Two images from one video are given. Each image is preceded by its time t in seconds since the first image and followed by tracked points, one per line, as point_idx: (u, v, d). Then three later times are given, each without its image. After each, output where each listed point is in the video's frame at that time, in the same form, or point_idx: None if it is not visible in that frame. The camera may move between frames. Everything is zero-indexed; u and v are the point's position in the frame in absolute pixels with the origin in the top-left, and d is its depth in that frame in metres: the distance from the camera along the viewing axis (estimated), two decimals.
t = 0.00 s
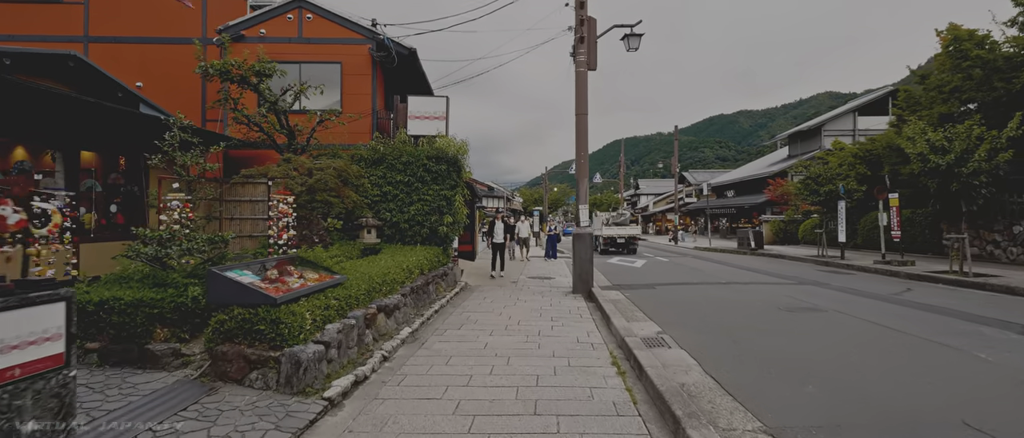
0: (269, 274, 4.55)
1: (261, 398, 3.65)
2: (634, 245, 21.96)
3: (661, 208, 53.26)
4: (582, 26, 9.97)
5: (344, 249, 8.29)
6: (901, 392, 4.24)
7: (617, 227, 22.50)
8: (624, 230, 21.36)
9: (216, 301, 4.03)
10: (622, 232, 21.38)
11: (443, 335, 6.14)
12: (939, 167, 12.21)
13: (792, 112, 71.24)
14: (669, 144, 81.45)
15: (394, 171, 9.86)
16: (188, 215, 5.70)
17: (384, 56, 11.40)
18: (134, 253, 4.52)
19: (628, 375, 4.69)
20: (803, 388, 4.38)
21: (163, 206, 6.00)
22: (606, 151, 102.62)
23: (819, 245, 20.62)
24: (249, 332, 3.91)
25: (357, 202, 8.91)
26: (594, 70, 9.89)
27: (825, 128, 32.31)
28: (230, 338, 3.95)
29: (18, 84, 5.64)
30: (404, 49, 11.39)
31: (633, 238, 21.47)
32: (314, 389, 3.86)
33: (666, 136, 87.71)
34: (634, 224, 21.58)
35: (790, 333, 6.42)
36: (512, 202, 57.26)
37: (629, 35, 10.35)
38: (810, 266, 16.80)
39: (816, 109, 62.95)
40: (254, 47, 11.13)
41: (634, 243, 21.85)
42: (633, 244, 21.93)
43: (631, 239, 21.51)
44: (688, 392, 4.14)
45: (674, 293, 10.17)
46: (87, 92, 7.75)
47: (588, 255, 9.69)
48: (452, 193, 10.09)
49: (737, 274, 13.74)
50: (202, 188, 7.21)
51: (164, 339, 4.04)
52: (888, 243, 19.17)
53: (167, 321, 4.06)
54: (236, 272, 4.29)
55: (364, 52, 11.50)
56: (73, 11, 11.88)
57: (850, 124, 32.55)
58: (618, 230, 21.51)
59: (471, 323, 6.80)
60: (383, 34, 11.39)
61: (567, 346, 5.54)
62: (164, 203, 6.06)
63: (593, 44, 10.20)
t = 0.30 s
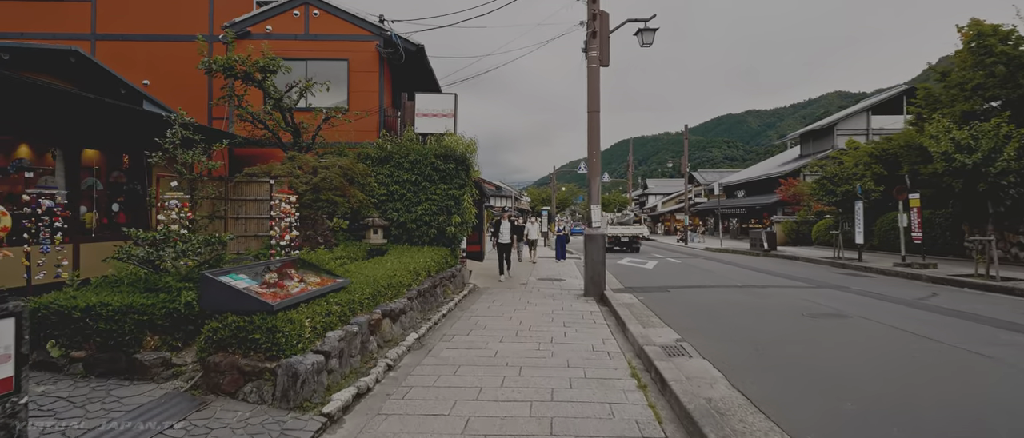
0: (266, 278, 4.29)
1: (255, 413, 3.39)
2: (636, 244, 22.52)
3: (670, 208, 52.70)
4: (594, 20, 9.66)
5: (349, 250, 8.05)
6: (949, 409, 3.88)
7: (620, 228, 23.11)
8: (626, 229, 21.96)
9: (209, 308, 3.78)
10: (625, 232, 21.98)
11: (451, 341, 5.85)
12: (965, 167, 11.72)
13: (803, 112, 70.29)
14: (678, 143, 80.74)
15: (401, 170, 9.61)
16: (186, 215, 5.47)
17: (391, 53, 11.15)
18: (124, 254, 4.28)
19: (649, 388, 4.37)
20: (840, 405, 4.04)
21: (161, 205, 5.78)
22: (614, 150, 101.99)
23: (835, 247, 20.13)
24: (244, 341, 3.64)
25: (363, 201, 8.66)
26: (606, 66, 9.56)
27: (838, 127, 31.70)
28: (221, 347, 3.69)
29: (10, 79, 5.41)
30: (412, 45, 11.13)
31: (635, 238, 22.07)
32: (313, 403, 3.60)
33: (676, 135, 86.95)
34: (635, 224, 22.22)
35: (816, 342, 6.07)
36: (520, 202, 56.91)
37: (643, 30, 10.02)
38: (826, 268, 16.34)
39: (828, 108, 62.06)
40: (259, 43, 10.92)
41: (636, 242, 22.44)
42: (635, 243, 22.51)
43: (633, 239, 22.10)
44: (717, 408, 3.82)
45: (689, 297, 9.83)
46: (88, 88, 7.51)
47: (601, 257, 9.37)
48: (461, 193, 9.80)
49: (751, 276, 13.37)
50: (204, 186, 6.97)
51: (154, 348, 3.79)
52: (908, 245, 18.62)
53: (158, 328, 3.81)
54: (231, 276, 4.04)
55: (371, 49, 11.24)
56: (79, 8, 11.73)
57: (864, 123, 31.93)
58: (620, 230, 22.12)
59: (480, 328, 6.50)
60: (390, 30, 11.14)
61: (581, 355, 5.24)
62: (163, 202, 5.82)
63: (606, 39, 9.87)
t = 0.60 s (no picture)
0: (268, 282, 4.06)
1: (252, 430, 3.14)
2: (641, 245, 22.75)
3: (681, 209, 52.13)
4: (609, 15, 9.36)
5: (357, 252, 7.83)
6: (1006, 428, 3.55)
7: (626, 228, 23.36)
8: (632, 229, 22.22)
9: (207, 314, 3.55)
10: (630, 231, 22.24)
11: (462, 348, 5.58)
12: (999, 166, 11.23)
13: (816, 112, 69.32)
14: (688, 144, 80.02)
15: (410, 170, 9.38)
16: (188, 215, 5.28)
17: (400, 50, 10.94)
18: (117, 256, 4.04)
19: (674, 403, 4.08)
20: (884, 422, 3.72)
21: (163, 205, 5.58)
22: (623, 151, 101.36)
23: (854, 249, 19.62)
24: (242, 349, 3.41)
25: (372, 202, 8.43)
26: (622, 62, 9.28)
27: (854, 127, 31.09)
28: (218, 356, 3.46)
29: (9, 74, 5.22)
30: (422, 42, 10.90)
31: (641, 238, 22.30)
32: (315, 418, 3.35)
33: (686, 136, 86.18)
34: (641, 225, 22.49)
35: (847, 351, 5.74)
36: (529, 204, 56.57)
37: (659, 25, 9.71)
38: (845, 271, 15.88)
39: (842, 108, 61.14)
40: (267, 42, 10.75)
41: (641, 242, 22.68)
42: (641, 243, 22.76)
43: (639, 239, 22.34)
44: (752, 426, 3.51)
45: (707, 301, 9.49)
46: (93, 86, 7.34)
47: (615, 260, 9.07)
48: (472, 193, 9.54)
49: (769, 280, 12.98)
50: (209, 186, 6.76)
51: (149, 357, 3.56)
52: (931, 248, 18.07)
53: (153, 335, 3.58)
54: (231, 280, 3.81)
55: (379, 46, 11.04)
56: (88, 8, 11.66)
57: (881, 122, 31.29)
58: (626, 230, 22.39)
59: (492, 334, 6.23)
60: (399, 27, 10.92)
61: (600, 365, 4.95)
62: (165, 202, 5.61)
63: (621, 34, 9.58)
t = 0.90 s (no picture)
0: (270, 288, 3.78)
1: None
2: (655, 245, 22.57)
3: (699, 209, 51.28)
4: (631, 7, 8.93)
5: (370, 254, 7.55)
6: None
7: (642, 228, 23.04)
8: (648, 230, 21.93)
9: (202, 325, 3.27)
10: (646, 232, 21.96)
11: (479, 357, 5.24)
12: None
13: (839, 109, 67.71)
14: (706, 143, 78.85)
15: (425, 169, 9.09)
16: (193, 215, 5.03)
17: (414, 46, 10.66)
18: (114, 260, 3.78)
19: (711, 423, 3.69)
20: None
21: (167, 206, 5.35)
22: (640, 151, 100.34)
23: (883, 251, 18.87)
24: (240, 362, 3.13)
25: (385, 201, 8.14)
26: (645, 56, 8.85)
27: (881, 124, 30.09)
28: (214, 369, 3.18)
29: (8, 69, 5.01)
30: (437, 38, 10.59)
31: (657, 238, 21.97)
32: None
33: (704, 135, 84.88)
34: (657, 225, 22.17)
35: (896, 361, 5.28)
36: (544, 203, 56.17)
37: (684, 17, 9.26)
38: (875, 274, 15.22)
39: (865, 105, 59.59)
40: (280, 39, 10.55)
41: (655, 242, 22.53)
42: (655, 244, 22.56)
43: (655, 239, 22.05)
44: None
45: (734, 305, 9.04)
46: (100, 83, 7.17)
47: (638, 263, 8.66)
48: (488, 192, 9.20)
49: (797, 283, 12.44)
50: (216, 185, 6.53)
51: (141, 369, 3.32)
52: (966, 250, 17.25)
53: (146, 346, 3.34)
54: (232, 286, 3.51)
55: (393, 43, 10.76)
56: (103, 7, 11.61)
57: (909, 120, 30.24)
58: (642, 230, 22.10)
59: (510, 341, 5.88)
60: (413, 22, 10.63)
61: (626, 377, 4.57)
62: (169, 202, 5.37)
63: (644, 27, 9.15)
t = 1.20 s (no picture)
0: (283, 293, 3.57)
1: None
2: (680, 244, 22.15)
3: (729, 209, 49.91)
4: None
5: (393, 255, 7.33)
6: None
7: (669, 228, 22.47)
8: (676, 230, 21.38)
9: (209, 333, 3.06)
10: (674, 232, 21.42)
11: (504, 366, 4.93)
12: None
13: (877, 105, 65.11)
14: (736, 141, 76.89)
15: (449, 167, 8.86)
16: (210, 215, 4.87)
17: (438, 42, 10.46)
18: (124, 261, 3.61)
19: None
20: None
21: (185, 205, 5.22)
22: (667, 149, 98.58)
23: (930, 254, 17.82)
24: (249, 373, 2.90)
25: (408, 201, 7.92)
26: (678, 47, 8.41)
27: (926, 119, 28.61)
28: (223, 381, 2.96)
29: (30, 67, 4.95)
30: (461, 33, 10.36)
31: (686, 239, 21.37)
32: None
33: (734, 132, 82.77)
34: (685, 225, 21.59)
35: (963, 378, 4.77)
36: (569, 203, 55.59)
37: (720, 6, 8.78)
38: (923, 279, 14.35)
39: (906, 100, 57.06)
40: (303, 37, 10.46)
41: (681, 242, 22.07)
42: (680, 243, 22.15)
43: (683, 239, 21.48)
44: None
45: (773, 311, 8.52)
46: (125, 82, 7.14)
47: (671, 265, 8.23)
48: (514, 191, 8.91)
49: (838, 288, 11.77)
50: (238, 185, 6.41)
51: (148, 378, 3.13)
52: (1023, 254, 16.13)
53: (153, 354, 3.14)
54: (242, 291, 3.30)
55: (416, 39, 10.57)
56: (134, 9, 11.75)
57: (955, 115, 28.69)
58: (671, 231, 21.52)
59: (537, 349, 5.56)
60: (437, 17, 10.42)
61: (662, 392, 4.21)
62: (188, 202, 5.26)
63: (677, 17, 8.70)
